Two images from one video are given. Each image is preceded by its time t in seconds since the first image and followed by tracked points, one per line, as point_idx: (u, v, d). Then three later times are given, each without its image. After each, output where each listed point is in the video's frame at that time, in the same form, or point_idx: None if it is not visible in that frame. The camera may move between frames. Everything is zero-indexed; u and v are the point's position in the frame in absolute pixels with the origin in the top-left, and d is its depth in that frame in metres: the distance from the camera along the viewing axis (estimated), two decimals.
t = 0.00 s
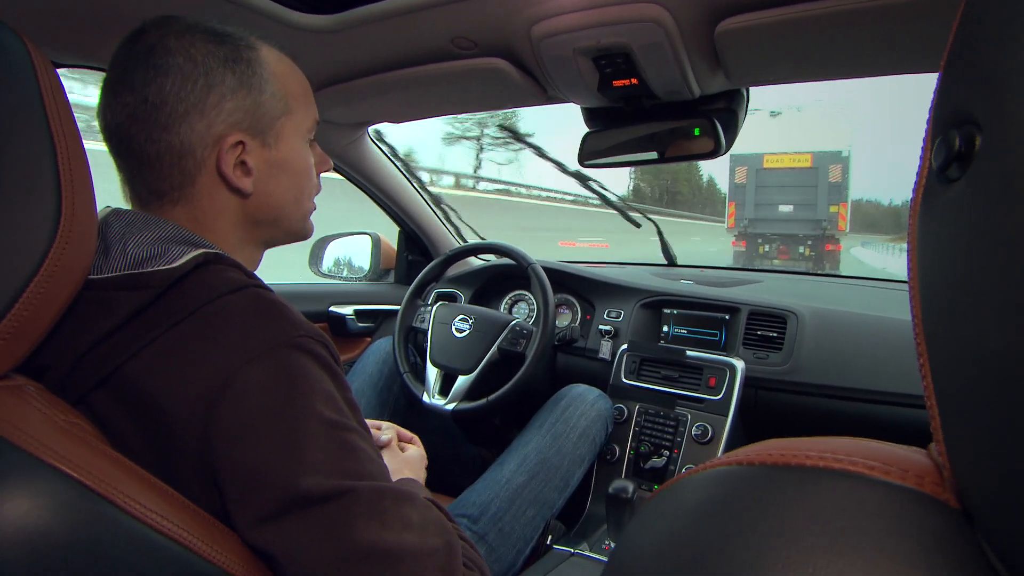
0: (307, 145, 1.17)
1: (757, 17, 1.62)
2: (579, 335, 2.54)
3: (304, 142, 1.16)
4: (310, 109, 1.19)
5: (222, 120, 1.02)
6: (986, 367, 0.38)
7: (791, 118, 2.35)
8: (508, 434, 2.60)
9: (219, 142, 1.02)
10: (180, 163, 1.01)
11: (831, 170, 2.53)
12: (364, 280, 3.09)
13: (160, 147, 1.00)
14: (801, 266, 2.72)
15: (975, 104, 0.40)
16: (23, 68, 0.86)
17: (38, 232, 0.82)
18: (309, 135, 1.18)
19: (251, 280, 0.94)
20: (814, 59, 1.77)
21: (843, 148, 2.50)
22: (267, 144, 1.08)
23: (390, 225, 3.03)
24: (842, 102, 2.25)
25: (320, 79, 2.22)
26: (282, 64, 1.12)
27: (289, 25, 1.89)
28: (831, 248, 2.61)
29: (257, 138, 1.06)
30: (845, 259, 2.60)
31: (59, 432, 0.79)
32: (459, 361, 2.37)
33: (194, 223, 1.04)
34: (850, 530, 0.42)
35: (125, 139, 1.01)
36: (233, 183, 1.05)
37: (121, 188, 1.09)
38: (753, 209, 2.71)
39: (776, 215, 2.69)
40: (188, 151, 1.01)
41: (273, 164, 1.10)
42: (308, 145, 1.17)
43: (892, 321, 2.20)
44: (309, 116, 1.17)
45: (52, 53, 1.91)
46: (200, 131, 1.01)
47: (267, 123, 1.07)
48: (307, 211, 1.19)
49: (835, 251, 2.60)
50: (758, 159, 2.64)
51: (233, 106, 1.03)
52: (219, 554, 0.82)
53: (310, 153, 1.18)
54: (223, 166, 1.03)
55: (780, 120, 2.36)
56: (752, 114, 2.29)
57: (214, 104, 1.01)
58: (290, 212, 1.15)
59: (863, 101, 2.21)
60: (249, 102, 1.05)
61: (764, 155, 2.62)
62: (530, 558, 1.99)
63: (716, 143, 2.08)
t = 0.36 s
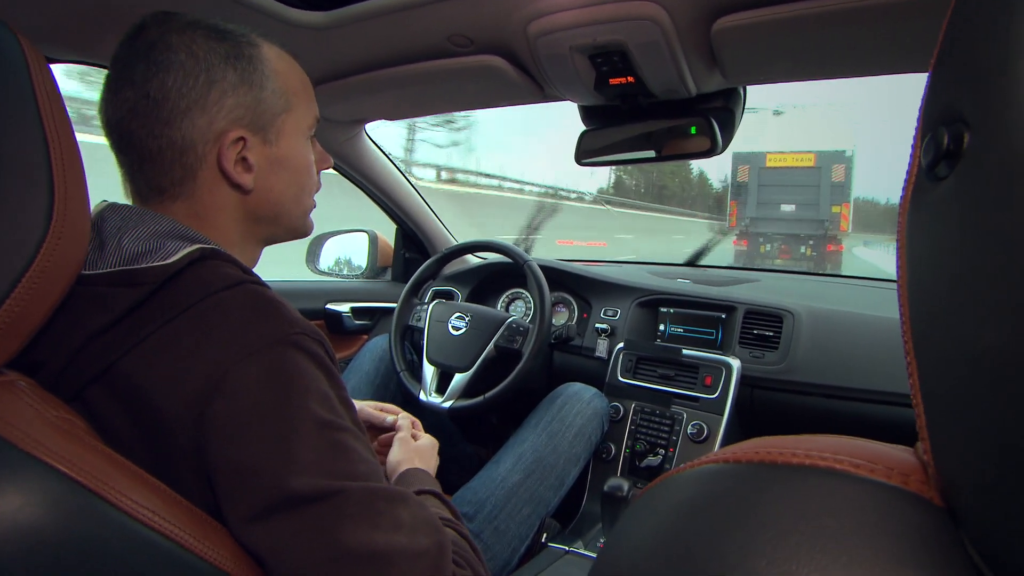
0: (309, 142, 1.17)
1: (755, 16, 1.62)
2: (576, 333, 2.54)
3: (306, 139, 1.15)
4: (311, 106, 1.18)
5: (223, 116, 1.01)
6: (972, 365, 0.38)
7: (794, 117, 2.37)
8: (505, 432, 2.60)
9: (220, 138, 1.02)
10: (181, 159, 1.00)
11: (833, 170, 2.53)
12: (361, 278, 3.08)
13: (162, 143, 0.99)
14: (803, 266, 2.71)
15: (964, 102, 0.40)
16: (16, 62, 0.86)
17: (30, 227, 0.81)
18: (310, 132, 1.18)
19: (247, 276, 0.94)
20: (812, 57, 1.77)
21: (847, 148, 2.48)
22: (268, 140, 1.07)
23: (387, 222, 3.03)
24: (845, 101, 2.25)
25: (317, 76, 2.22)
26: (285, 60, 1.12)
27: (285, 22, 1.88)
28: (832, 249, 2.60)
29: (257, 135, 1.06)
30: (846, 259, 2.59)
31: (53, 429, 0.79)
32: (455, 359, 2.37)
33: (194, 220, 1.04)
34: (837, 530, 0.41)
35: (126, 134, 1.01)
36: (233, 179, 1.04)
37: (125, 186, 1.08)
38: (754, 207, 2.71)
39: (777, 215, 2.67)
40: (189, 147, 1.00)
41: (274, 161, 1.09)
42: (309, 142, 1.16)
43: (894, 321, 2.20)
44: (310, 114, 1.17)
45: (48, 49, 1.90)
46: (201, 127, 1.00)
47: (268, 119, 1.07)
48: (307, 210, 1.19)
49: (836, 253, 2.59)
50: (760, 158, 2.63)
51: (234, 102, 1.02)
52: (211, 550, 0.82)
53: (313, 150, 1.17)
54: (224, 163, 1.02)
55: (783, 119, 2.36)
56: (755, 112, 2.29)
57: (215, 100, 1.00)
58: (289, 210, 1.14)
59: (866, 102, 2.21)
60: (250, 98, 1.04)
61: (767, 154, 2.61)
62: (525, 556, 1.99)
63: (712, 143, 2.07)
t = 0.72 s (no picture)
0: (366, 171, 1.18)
1: (756, 16, 1.62)
2: (576, 334, 2.55)
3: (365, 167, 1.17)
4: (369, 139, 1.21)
5: (289, 132, 1.04)
6: (973, 367, 0.38)
7: (797, 118, 2.38)
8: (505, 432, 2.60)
9: (283, 151, 1.04)
10: (244, 168, 1.02)
11: (838, 171, 2.55)
12: (362, 279, 3.08)
13: (228, 152, 1.02)
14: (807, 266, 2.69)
15: (963, 103, 0.40)
16: (21, 63, 0.86)
17: (36, 227, 0.82)
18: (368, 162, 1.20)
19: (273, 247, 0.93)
20: (812, 57, 1.77)
21: (852, 148, 2.49)
22: (331, 159, 1.09)
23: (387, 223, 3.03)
24: (851, 102, 2.24)
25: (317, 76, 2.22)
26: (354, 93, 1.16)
27: (286, 24, 1.89)
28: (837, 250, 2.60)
29: (318, 152, 1.07)
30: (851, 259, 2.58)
31: (59, 429, 0.80)
32: (455, 359, 2.38)
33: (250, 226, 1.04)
34: (841, 530, 0.42)
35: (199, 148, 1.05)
36: (291, 189, 1.05)
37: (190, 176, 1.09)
38: (760, 209, 2.93)
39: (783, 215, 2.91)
40: (254, 158, 1.02)
41: (331, 178, 1.09)
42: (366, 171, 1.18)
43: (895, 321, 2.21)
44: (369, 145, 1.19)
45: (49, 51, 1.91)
46: (267, 140, 1.03)
47: (330, 140, 1.08)
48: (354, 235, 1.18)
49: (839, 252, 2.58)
50: (765, 159, 2.74)
51: (300, 122, 1.05)
52: (216, 548, 0.83)
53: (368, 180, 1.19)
54: (284, 174, 1.04)
55: (786, 120, 2.36)
56: (757, 114, 2.28)
57: (283, 118, 1.04)
58: (337, 230, 1.13)
59: (872, 103, 2.20)
60: (314, 120, 1.06)
61: (771, 155, 2.72)
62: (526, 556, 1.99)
63: (712, 143, 2.07)
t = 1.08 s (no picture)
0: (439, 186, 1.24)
1: (767, 15, 1.62)
2: (588, 337, 2.54)
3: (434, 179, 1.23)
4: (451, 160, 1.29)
5: (339, 130, 1.17)
6: None
7: (802, 114, 2.31)
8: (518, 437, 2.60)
9: (327, 147, 1.16)
10: (301, 161, 1.19)
11: (846, 164, 2.47)
12: (370, 285, 3.08)
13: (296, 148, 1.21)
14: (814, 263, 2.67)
15: (1007, 101, 0.40)
16: (44, 79, 0.86)
17: (60, 243, 0.82)
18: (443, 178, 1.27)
19: (323, 258, 0.91)
20: (821, 57, 1.77)
21: (859, 140, 2.45)
22: (390, 162, 1.17)
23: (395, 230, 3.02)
24: (856, 98, 2.20)
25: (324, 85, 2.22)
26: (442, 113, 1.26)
27: (294, 32, 1.89)
28: (846, 245, 2.56)
29: (363, 150, 1.16)
30: (862, 254, 2.58)
31: (86, 438, 0.82)
32: (467, 365, 2.37)
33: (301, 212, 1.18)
34: (891, 536, 0.41)
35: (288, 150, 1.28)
36: (334, 179, 1.16)
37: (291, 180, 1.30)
38: (765, 206, 2.69)
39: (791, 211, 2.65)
40: (308, 153, 1.18)
41: (374, 176, 1.17)
42: (438, 186, 1.24)
43: (908, 318, 2.19)
44: (447, 164, 1.27)
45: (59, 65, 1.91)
46: (321, 137, 1.18)
47: (376, 139, 1.17)
48: (413, 244, 1.23)
49: (851, 247, 2.57)
50: (770, 154, 2.58)
51: (350, 122, 1.17)
52: (246, 561, 0.82)
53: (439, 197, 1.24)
54: (325, 167, 1.16)
55: (791, 115, 2.32)
56: (764, 110, 2.26)
57: (336, 118, 1.18)
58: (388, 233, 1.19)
59: (877, 98, 2.17)
60: (364, 121, 1.17)
61: (777, 150, 2.56)
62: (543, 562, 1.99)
63: (723, 143, 2.08)
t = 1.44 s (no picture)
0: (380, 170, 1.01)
1: (766, 15, 1.62)
2: (585, 336, 2.54)
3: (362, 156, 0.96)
4: (359, 118, 0.93)
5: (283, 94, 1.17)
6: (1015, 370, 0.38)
7: (803, 114, 2.31)
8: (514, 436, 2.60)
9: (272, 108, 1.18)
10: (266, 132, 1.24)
11: (845, 167, 2.46)
12: (368, 283, 3.08)
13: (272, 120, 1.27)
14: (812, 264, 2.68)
15: (997, 101, 0.40)
16: (35, 72, 0.86)
17: (49, 238, 0.82)
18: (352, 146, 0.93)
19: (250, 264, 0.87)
20: (819, 58, 1.77)
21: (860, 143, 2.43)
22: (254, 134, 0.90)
23: (393, 228, 3.02)
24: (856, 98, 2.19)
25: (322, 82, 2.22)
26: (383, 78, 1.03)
27: (293, 30, 1.89)
28: (846, 246, 2.57)
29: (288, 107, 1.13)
30: (861, 257, 2.57)
31: (77, 431, 0.81)
32: (464, 363, 2.37)
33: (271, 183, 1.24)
34: (876, 531, 0.41)
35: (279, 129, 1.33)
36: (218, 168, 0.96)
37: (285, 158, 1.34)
38: (766, 207, 2.64)
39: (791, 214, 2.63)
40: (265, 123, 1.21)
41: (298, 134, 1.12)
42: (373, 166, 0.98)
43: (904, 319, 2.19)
44: (334, 119, 0.90)
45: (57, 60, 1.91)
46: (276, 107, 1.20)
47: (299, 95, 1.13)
48: (291, 237, 0.90)
49: (850, 250, 2.58)
50: (770, 157, 2.54)
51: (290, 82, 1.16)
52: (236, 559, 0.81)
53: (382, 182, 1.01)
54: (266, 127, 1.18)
55: (790, 117, 2.32)
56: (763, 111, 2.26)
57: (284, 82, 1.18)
58: (262, 228, 0.91)
59: (877, 99, 2.16)
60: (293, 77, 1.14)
61: (777, 152, 2.52)
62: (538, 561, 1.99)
63: (722, 144, 2.07)
